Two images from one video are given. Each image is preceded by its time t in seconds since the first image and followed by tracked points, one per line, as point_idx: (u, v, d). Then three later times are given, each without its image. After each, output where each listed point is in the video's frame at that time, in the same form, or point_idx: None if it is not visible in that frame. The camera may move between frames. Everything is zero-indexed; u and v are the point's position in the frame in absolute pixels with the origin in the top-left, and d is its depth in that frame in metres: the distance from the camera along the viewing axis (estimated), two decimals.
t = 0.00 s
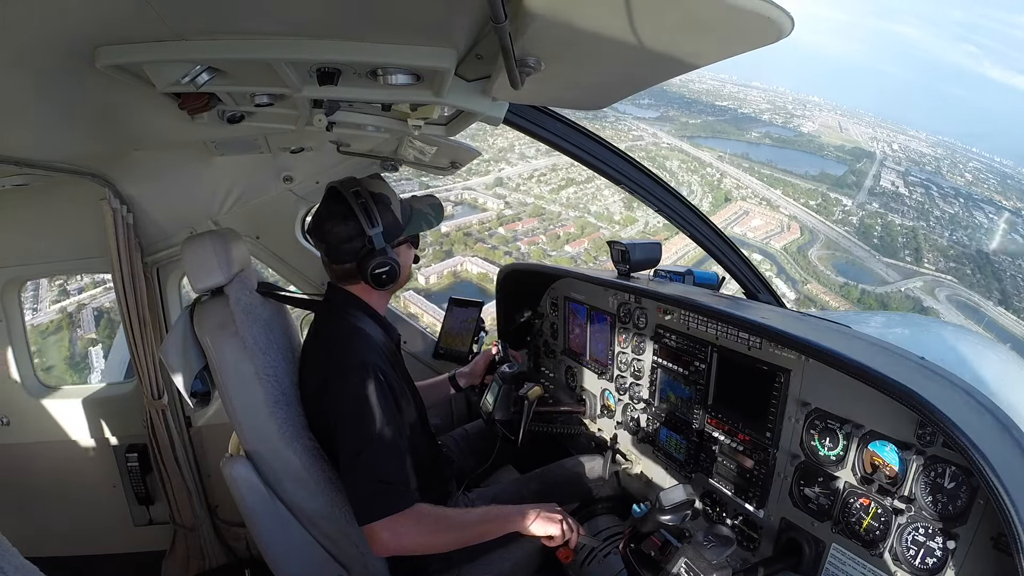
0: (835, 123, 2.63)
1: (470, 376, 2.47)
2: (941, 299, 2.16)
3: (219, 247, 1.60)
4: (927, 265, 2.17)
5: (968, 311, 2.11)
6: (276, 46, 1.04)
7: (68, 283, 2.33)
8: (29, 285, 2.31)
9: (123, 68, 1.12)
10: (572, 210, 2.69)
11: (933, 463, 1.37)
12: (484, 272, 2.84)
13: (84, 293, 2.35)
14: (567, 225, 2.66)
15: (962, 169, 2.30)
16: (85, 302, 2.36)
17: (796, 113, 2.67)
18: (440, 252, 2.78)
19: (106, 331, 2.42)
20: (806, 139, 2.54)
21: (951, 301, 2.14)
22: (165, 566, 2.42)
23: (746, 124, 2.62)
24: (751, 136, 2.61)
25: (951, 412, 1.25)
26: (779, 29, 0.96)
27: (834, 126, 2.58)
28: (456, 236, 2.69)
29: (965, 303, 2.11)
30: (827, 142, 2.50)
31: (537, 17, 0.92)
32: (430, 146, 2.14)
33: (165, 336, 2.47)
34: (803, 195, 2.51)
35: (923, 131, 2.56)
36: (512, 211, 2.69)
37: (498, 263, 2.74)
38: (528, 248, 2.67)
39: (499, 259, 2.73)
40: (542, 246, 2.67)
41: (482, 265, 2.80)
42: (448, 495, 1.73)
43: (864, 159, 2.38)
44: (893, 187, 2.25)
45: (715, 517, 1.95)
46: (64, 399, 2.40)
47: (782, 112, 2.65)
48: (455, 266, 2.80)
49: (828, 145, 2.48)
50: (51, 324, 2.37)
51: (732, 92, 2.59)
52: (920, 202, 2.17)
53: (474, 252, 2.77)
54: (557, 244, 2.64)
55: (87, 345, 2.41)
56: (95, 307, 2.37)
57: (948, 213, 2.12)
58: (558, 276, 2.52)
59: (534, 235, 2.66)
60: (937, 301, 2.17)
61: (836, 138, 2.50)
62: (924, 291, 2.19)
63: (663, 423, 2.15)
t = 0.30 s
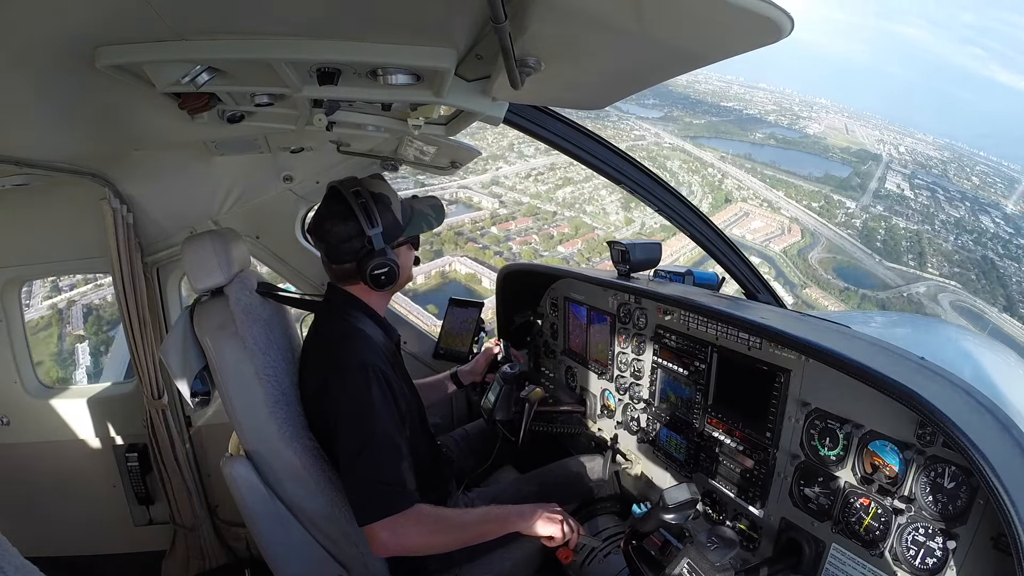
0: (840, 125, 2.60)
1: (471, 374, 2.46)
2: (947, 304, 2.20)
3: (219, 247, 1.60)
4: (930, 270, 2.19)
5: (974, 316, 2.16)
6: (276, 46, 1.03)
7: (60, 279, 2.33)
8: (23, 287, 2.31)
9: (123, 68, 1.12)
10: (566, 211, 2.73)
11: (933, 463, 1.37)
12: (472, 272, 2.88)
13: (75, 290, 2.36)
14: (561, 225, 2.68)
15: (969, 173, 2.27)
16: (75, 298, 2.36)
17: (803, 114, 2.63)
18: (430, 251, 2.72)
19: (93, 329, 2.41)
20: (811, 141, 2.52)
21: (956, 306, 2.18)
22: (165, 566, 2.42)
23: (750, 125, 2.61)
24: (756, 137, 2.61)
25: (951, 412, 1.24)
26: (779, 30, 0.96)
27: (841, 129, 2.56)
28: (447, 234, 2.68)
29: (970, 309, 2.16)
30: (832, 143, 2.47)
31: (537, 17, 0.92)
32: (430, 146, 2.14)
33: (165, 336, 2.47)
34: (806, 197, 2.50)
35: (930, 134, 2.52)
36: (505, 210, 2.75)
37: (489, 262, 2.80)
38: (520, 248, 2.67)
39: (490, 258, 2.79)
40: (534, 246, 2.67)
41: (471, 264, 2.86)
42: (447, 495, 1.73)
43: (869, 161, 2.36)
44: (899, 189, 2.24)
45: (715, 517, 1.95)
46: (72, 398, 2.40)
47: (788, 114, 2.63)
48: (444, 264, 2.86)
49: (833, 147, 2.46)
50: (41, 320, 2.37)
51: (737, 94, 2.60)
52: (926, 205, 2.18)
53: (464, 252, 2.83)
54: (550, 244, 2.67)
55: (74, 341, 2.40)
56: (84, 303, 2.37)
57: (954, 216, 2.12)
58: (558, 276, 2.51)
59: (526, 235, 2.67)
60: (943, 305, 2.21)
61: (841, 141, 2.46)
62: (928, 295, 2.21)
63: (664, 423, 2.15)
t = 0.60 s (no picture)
0: (846, 131, 2.67)
1: (471, 374, 2.46)
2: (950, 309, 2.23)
3: (218, 247, 1.60)
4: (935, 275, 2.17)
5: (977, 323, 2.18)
6: (276, 46, 1.04)
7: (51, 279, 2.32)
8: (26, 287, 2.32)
9: (123, 68, 1.12)
10: (561, 213, 2.71)
11: (933, 463, 1.36)
12: (459, 274, 2.84)
13: (67, 288, 2.36)
14: (555, 228, 2.67)
15: (975, 177, 2.33)
16: (65, 297, 2.36)
17: (808, 119, 2.69)
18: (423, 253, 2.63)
19: (81, 327, 2.41)
20: (816, 145, 2.55)
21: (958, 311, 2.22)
22: (165, 566, 2.42)
23: (754, 129, 2.65)
24: (760, 140, 2.64)
25: (951, 412, 1.25)
26: (779, 29, 0.96)
27: (846, 133, 2.63)
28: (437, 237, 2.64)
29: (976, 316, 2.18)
30: (837, 148, 2.52)
31: (539, 17, 0.93)
32: (430, 146, 2.14)
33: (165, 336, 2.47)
34: (807, 201, 2.51)
35: (936, 139, 2.58)
36: (500, 212, 2.67)
37: (478, 264, 2.82)
38: (511, 249, 2.65)
39: (479, 260, 2.81)
40: (526, 248, 2.64)
41: (458, 267, 2.81)
42: (447, 495, 1.73)
43: (875, 165, 2.42)
44: (903, 195, 2.25)
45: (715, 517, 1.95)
46: (78, 398, 2.41)
47: (793, 118, 2.66)
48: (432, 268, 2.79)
49: (838, 151, 2.50)
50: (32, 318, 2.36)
51: (742, 97, 2.71)
52: (930, 211, 2.16)
53: (454, 253, 2.76)
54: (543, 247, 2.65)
55: (62, 340, 2.41)
56: (74, 302, 2.37)
57: (959, 222, 2.11)
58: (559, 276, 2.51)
59: (519, 236, 2.65)
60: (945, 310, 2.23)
61: (847, 145, 2.52)
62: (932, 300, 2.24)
63: (664, 423, 2.15)
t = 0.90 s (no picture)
0: (851, 135, 2.64)
1: (471, 374, 2.46)
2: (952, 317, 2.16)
3: (219, 247, 1.60)
4: (937, 282, 2.14)
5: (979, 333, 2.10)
6: (276, 45, 1.03)
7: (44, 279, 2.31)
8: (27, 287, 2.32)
9: (123, 68, 1.12)
10: (554, 218, 2.75)
11: (933, 463, 1.36)
12: (446, 279, 2.90)
13: (59, 290, 2.34)
14: (547, 232, 2.71)
15: (981, 183, 2.26)
16: (56, 299, 2.34)
17: (812, 124, 2.68)
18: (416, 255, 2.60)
19: (69, 329, 2.40)
20: (819, 150, 2.53)
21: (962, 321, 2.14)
22: (165, 566, 2.42)
23: (757, 134, 2.63)
24: (761, 145, 2.63)
25: (952, 412, 1.25)
26: (779, 29, 0.96)
27: (851, 138, 2.60)
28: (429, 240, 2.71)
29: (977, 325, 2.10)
30: (841, 153, 2.49)
31: (538, 17, 0.93)
32: (430, 146, 2.14)
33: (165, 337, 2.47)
34: (810, 206, 2.52)
35: (943, 144, 2.49)
36: (493, 215, 2.72)
37: (466, 268, 2.87)
38: (501, 253, 2.72)
39: (467, 265, 2.86)
40: (517, 252, 2.68)
41: (446, 271, 2.87)
42: (447, 495, 1.73)
43: (879, 171, 2.38)
44: (907, 200, 2.24)
45: (714, 517, 1.95)
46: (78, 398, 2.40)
47: (797, 123, 2.65)
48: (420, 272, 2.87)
49: (842, 156, 2.48)
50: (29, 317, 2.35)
51: (746, 103, 2.75)
52: (934, 216, 2.16)
53: (442, 258, 2.84)
54: (536, 250, 2.66)
55: (49, 341, 2.39)
56: (63, 304, 2.35)
57: (964, 228, 2.08)
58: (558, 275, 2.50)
59: (511, 239, 2.70)
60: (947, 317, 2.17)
61: (851, 150, 2.50)
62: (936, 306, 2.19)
63: (664, 423, 2.15)
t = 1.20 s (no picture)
0: (855, 142, 2.59)
1: (471, 374, 2.46)
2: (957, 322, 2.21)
3: (218, 247, 1.60)
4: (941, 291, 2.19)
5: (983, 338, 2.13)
6: (276, 45, 1.03)
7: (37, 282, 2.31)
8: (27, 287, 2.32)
9: (123, 68, 1.12)
10: (548, 224, 2.65)
11: (933, 463, 1.36)
12: (433, 286, 2.91)
13: (50, 293, 2.34)
14: (541, 237, 2.63)
15: (986, 189, 2.19)
16: (47, 301, 2.34)
17: (816, 130, 2.63)
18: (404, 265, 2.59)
19: (57, 332, 2.37)
20: (823, 156, 2.49)
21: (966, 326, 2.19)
22: (165, 566, 2.42)
23: (759, 140, 2.61)
24: (766, 151, 2.60)
25: (952, 411, 1.25)
26: (779, 29, 0.96)
27: (855, 144, 2.55)
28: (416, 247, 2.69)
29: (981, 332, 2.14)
30: (845, 159, 2.44)
31: (538, 18, 0.93)
32: (430, 146, 2.14)
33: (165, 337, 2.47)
34: (813, 212, 2.49)
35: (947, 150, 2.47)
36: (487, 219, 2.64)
37: (454, 275, 2.85)
38: (492, 259, 2.73)
39: (456, 271, 2.83)
40: (508, 258, 2.69)
41: (434, 278, 2.88)
42: (447, 495, 1.73)
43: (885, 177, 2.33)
44: (911, 206, 2.21)
45: (714, 518, 1.95)
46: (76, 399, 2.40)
47: (801, 129, 2.60)
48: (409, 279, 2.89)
49: (846, 162, 2.42)
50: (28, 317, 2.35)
51: (750, 109, 2.71)
52: (937, 223, 2.14)
53: (432, 265, 2.82)
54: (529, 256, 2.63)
55: (37, 344, 2.38)
56: (54, 307, 2.34)
57: (967, 234, 2.08)
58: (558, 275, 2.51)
59: (503, 245, 2.69)
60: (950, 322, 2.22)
61: (855, 156, 2.44)
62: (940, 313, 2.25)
63: (664, 423, 2.15)
